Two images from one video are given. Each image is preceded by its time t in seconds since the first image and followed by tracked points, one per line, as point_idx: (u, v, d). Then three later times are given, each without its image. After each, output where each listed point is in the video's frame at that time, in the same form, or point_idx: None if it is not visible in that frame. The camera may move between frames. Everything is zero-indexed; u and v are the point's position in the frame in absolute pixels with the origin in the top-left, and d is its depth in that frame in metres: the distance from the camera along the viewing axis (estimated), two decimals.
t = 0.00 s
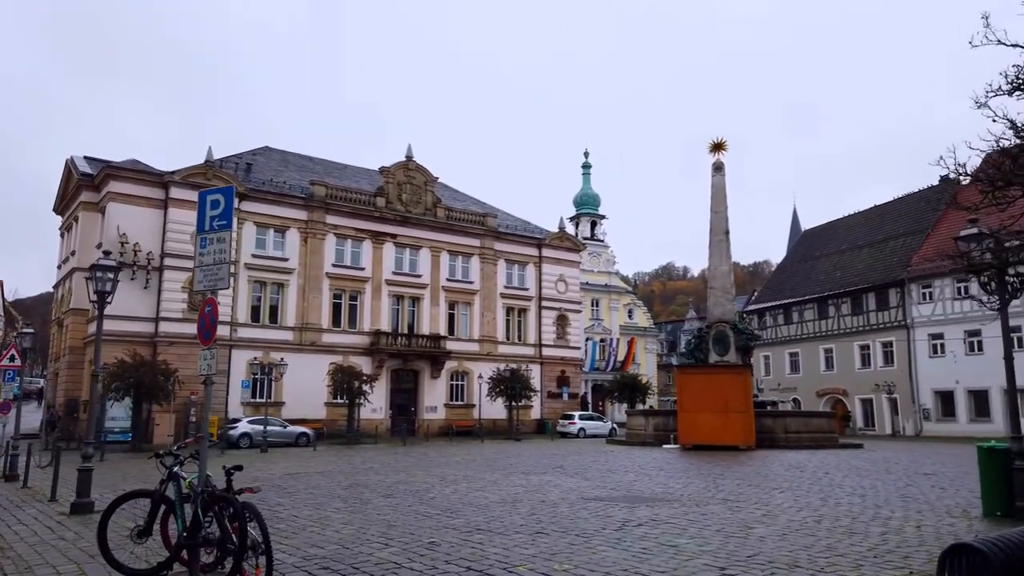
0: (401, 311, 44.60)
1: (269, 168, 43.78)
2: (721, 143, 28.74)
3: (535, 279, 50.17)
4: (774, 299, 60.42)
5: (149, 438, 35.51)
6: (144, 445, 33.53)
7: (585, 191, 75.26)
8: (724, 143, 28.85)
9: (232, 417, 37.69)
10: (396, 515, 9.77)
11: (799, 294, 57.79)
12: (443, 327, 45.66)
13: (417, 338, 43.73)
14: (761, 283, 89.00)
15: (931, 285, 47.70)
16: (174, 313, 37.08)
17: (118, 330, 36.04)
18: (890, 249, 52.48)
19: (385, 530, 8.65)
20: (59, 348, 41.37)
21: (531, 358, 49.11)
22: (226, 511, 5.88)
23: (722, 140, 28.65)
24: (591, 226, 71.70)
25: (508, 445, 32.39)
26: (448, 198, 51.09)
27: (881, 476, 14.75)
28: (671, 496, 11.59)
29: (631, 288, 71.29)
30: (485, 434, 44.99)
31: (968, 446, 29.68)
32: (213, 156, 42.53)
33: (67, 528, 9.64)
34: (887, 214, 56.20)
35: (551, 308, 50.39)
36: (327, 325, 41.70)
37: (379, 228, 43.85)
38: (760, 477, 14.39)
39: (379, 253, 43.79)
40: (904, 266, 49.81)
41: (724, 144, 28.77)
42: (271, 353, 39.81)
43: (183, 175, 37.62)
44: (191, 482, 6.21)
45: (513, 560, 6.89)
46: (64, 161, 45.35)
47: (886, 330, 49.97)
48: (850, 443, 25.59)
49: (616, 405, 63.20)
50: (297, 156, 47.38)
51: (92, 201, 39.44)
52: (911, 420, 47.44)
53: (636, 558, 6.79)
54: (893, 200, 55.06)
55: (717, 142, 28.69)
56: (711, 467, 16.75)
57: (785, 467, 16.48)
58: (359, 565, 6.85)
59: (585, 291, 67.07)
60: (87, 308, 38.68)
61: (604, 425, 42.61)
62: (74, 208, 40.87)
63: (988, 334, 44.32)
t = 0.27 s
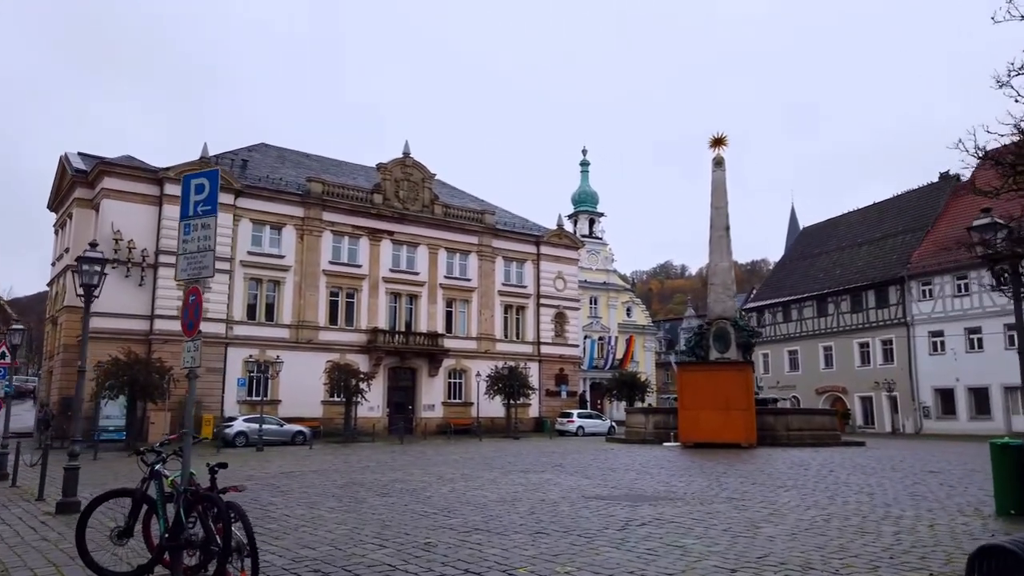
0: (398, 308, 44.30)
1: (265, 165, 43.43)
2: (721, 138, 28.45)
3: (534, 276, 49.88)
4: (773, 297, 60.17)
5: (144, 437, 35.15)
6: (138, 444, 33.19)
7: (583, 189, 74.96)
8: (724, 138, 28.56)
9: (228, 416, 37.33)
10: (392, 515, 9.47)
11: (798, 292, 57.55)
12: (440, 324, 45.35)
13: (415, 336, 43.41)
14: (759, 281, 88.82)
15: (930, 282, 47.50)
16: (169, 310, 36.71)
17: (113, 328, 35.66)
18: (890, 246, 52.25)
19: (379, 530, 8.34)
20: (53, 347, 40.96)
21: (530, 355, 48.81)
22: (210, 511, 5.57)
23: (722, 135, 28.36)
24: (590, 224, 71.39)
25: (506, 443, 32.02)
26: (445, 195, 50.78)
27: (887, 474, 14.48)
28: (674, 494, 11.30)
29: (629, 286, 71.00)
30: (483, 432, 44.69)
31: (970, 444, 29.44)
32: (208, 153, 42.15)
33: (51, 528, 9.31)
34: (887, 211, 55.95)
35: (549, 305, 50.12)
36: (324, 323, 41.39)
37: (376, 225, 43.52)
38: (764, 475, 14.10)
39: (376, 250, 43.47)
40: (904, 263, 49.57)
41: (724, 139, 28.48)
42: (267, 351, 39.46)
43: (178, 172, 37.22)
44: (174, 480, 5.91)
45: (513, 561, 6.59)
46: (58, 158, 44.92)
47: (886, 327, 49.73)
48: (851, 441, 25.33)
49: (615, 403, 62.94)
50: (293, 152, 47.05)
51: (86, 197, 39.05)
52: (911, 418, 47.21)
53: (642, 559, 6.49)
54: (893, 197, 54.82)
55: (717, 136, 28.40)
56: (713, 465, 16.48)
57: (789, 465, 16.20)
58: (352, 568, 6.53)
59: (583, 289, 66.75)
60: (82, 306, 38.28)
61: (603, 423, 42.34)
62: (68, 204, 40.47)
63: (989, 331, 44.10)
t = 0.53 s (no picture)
0: (396, 307, 43.97)
1: (261, 163, 43.07)
2: (721, 135, 28.13)
3: (532, 275, 49.56)
4: (772, 295, 59.92)
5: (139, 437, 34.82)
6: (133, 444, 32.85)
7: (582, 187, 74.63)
8: (724, 135, 28.24)
9: (224, 416, 36.99)
10: (386, 520, 9.16)
11: (797, 291, 57.29)
12: (438, 323, 45.03)
13: (412, 335, 43.07)
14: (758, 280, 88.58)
15: (930, 280, 47.27)
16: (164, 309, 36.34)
17: (107, 327, 35.29)
18: (890, 245, 52.00)
19: (374, 538, 8.04)
20: (47, 347, 40.58)
21: (528, 354, 48.49)
22: (191, 522, 5.28)
23: (722, 132, 28.05)
24: (588, 222, 71.00)
25: (504, 443, 31.75)
26: (443, 193, 50.43)
27: (893, 475, 14.19)
28: (677, 498, 11.00)
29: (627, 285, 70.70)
30: (481, 432, 44.39)
31: (972, 443, 29.18)
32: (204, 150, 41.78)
33: (34, 535, 8.98)
34: (886, 210, 55.71)
35: (548, 304, 49.80)
36: (320, 322, 41.06)
37: (373, 224, 43.17)
38: (768, 478, 13.80)
39: (373, 249, 43.12)
40: (903, 262, 49.33)
41: (724, 136, 28.16)
42: (264, 351, 39.12)
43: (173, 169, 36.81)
44: (155, 488, 5.62)
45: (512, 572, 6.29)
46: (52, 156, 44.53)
47: (886, 326, 49.48)
48: (853, 441, 25.05)
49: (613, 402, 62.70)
50: (290, 150, 46.68)
51: (80, 195, 38.67)
52: (911, 417, 46.96)
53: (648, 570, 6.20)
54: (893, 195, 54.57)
55: (718, 134, 28.08)
56: (715, 467, 16.18)
57: (793, 466, 15.91)
58: None
59: (582, 288, 66.43)
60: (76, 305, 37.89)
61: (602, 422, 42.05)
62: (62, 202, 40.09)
63: (989, 329, 43.87)
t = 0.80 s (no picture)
0: (393, 303, 43.66)
1: (257, 157, 42.71)
2: (721, 129, 27.84)
3: (530, 270, 49.26)
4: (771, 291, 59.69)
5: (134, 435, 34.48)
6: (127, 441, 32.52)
7: (580, 183, 74.32)
8: (725, 128, 27.95)
9: (220, 412, 36.69)
10: (381, 519, 8.88)
11: (796, 287, 57.06)
12: (436, 319, 44.75)
13: (410, 331, 42.78)
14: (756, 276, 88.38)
15: (930, 276, 47.04)
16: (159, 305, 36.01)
17: (102, 323, 34.95)
18: (889, 240, 51.78)
19: (368, 537, 7.76)
20: (42, 343, 40.23)
21: (526, 351, 48.23)
22: (172, 522, 5.00)
23: (722, 125, 27.76)
24: (587, 218, 70.67)
25: (502, 439, 31.48)
26: (441, 188, 50.11)
27: (898, 472, 13.96)
28: (679, 495, 10.74)
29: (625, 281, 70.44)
30: (479, 428, 44.15)
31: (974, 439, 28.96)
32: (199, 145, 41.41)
33: (16, 534, 8.70)
34: (886, 205, 55.46)
35: (546, 300, 49.53)
36: (317, 318, 40.76)
37: (370, 219, 42.85)
38: (771, 474, 13.55)
39: (371, 244, 42.81)
40: (903, 257, 49.11)
41: (724, 129, 27.87)
42: (260, 347, 38.82)
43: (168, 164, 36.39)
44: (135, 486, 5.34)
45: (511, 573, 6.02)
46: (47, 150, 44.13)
47: (885, 322, 49.27)
48: (855, 437, 24.81)
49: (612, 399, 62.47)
50: (286, 145, 46.31)
51: (74, 190, 38.31)
52: (910, 413, 46.78)
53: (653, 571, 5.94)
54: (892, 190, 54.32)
55: (718, 127, 27.79)
56: (716, 463, 15.93)
57: (795, 462, 15.66)
58: None
59: (580, 284, 66.14)
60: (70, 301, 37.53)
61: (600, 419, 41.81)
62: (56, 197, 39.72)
63: (989, 324, 43.66)
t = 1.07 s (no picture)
0: (389, 302, 43.33)
1: (252, 155, 42.33)
2: (721, 126, 27.58)
3: (527, 269, 48.97)
4: (768, 290, 59.49)
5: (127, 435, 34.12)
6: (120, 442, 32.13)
7: (577, 181, 74.04)
8: (724, 125, 27.70)
9: (214, 412, 36.31)
10: (374, 524, 8.60)
11: (793, 285, 56.86)
12: (432, 318, 44.44)
13: (406, 330, 42.45)
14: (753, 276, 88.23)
15: (928, 275, 46.87)
16: (152, 304, 35.62)
17: (94, 322, 34.53)
18: (887, 239, 51.59)
19: (361, 544, 7.47)
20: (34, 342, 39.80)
21: (523, 350, 47.95)
22: (150, 534, 4.68)
23: (721, 122, 27.50)
24: (583, 217, 70.37)
25: (498, 439, 31.17)
26: (437, 186, 49.79)
27: (903, 473, 13.70)
28: (682, 498, 10.48)
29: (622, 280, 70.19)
30: (475, 428, 43.85)
31: (974, 439, 28.74)
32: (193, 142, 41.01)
33: None
34: (883, 203, 55.29)
35: (543, 299, 49.23)
36: (312, 316, 40.41)
37: (365, 217, 42.50)
38: (774, 476, 13.29)
39: (366, 243, 42.47)
40: (901, 256, 48.95)
41: (724, 126, 27.62)
42: (254, 346, 38.47)
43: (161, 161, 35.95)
44: (110, 494, 5.04)
45: None
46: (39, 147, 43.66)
47: (883, 321, 49.11)
48: (856, 437, 24.58)
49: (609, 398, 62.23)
50: (281, 142, 45.93)
51: (66, 188, 37.89)
52: (908, 412, 46.61)
53: None
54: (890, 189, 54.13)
55: (717, 124, 27.53)
56: (717, 464, 15.66)
57: (798, 463, 15.39)
58: None
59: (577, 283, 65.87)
60: (62, 300, 37.10)
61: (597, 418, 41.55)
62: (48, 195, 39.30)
63: (987, 323, 43.52)
